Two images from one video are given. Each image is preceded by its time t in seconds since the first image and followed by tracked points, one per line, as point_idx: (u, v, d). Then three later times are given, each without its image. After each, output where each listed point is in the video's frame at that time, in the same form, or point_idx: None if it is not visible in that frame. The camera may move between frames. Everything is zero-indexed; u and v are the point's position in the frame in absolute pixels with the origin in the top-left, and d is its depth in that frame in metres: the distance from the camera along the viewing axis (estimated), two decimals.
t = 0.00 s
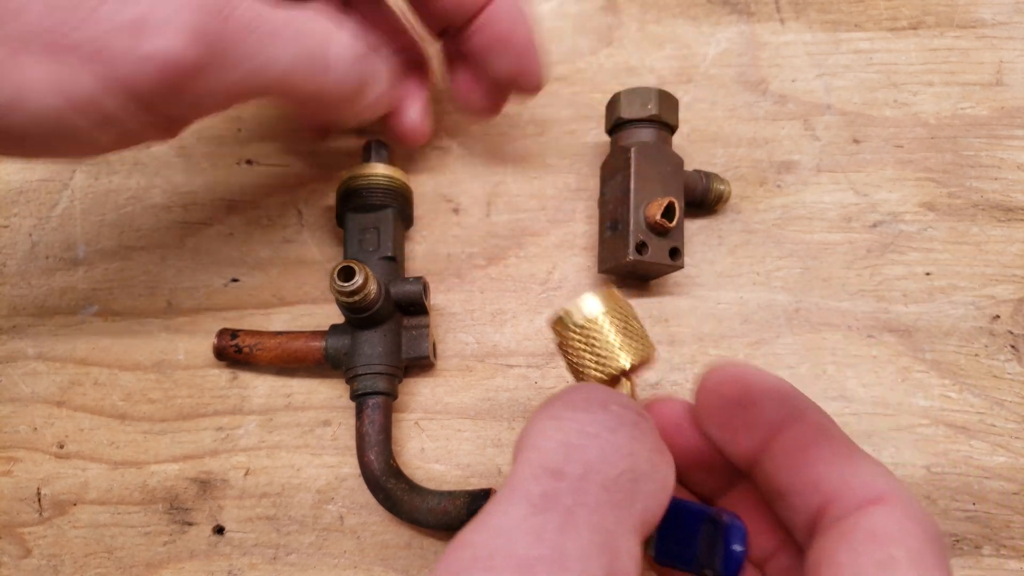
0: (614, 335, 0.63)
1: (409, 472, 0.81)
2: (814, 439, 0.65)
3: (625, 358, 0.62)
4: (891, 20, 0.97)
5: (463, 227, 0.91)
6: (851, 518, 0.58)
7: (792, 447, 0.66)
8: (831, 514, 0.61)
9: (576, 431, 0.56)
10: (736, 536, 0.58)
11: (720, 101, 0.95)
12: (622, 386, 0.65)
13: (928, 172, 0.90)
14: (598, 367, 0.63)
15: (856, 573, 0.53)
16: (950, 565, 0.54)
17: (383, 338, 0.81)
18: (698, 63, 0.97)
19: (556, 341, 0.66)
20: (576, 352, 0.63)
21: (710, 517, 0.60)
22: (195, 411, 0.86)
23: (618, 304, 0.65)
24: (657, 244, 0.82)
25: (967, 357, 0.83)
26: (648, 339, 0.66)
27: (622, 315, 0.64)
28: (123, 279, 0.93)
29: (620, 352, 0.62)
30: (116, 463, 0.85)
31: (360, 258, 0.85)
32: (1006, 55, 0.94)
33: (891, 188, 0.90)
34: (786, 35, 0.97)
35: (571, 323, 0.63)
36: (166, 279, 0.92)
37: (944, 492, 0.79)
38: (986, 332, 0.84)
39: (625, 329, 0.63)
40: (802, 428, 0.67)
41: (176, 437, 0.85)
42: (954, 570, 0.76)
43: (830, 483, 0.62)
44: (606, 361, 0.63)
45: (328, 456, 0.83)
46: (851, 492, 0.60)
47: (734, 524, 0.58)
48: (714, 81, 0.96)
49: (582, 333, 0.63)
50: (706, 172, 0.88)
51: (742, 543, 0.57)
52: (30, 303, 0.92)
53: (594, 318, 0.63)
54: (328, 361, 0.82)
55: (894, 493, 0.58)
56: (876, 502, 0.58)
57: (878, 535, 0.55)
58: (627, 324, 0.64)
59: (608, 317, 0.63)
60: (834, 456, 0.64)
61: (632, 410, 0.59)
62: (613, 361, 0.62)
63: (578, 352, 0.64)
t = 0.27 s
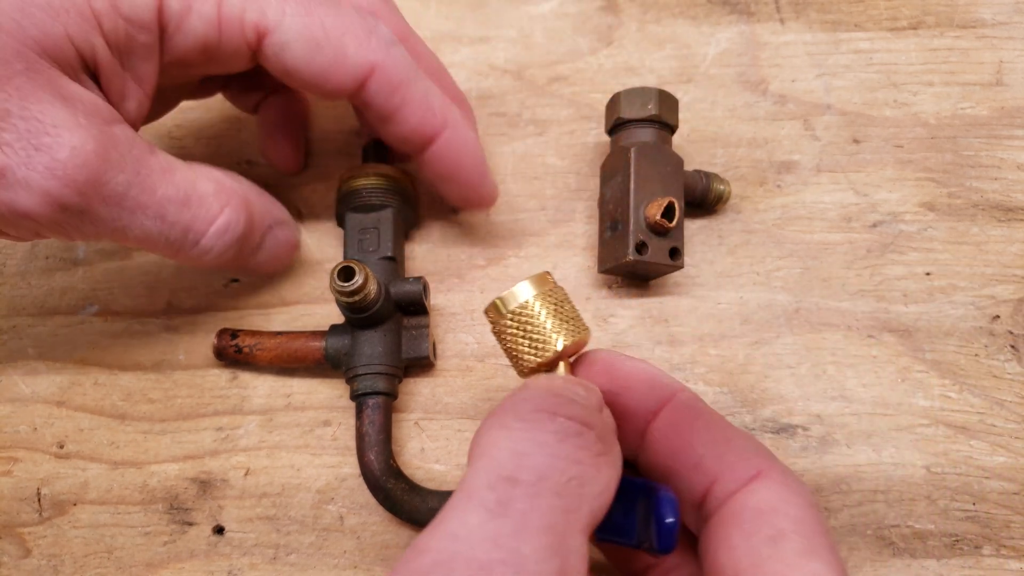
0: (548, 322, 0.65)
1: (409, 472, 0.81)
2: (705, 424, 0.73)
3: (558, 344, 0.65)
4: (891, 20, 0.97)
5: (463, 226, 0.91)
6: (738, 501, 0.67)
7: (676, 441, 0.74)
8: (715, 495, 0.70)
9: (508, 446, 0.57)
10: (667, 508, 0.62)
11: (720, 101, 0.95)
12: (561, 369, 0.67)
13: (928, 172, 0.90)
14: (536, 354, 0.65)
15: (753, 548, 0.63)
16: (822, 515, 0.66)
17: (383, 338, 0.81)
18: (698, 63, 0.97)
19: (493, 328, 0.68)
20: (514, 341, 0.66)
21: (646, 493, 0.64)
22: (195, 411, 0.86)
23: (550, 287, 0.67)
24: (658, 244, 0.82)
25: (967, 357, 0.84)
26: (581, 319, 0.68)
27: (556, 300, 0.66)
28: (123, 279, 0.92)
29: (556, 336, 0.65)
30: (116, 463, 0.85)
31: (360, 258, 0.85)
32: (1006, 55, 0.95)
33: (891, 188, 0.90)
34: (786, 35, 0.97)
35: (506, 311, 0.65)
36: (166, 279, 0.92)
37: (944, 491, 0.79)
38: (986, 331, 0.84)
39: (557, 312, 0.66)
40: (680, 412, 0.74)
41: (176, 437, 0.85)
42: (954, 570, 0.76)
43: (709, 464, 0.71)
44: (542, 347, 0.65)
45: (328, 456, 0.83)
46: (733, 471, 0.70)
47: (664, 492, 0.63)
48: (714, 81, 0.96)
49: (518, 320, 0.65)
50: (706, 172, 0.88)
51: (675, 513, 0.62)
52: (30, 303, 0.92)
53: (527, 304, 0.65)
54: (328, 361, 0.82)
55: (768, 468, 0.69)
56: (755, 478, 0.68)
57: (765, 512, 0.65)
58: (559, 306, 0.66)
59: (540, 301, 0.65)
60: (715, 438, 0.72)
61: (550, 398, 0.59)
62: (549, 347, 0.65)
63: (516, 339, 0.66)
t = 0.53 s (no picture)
0: (541, 348, 0.68)
1: (409, 472, 0.81)
2: (684, 445, 0.72)
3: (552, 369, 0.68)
4: (891, 20, 0.97)
5: (463, 227, 0.91)
6: (717, 524, 0.68)
7: (654, 463, 0.73)
8: (694, 518, 0.70)
9: (511, 494, 0.56)
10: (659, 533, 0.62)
11: (720, 101, 0.95)
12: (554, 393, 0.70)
13: (928, 172, 0.90)
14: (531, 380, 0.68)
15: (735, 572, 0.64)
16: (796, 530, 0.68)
17: (383, 338, 0.81)
18: (698, 63, 0.97)
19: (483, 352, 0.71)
20: (508, 366, 0.69)
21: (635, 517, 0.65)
22: (195, 411, 0.86)
23: (540, 313, 0.70)
24: (658, 244, 0.82)
25: (967, 357, 0.84)
26: (568, 344, 0.72)
27: (547, 325, 0.70)
28: (123, 279, 0.92)
29: (549, 361, 0.68)
30: (116, 463, 0.85)
31: (358, 258, 0.85)
32: (1006, 55, 0.95)
33: (891, 188, 0.90)
34: (786, 35, 0.97)
35: (499, 338, 0.68)
36: (166, 279, 0.92)
37: (944, 492, 0.79)
38: (986, 331, 0.84)
39: (549, 338, 0.69)
40: (659, 434, 0.73)
41: (176, 436, 0.85)
42: (955, 570, 0.76)
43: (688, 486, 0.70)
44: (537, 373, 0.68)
45: (328, 456, 0.83)
46: (711, 493, 0.69)
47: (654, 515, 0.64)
48: (714, 81, 0.96)
49: (511, 347, 0.68)
50: (706, 172, 0.88)
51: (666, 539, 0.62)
52: (30, 303, 0.92)
53: (520, 331, 0.68)
54: (328, 361, 0.82)
55: (745, 488, 0.69)
56: (732, 500, 0.68)
57: (744, 534, 0.66)
58: (550, 333, 0.70)
59: (531, 327, 0.69)
60: (693, 459, 0.71)
61: (536, 443, 0.58)
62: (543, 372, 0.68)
63: (508, 366, 0.69)
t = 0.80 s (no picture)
0: (569, 352, 0.69)
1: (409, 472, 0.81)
2: (713, 464, 0.72)
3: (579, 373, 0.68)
4: (891, 20, 0.97)
5: (463, 226, 0.91)
6: (744, 548, 0.68)
7: (684, 482, 0.73)
8: (721, 539, 0.70)
9: (554, 535, 0.57)
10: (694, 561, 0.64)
11: (720, 101, 0.95)
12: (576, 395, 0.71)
13: (928, 172, 0.90)
14: (554, 382, 0.68)
15: None
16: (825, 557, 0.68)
17: (414, 320, 0.81)
18: (698, 63, 0.97)
19: (505, 352, 0.71)
20: (532, 368, 0.69)
21: (668, 545, 0.68)
22: (195, 411, 0.86)
23: (569, 318, 0.70)
24: (658, 244, 0.82)
25: (968, 357, 0.84)
26: (597, 351, 0.71)
27: (576, 329, 0.70)
28: (123, 279, 0.92)
29: (575, 365, 0.68)
30: (116, 463, 0.85)
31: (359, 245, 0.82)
32: (1006, 55, 0.95)
33: (891, 188, 0.90)
34: (786, 35, 0.97)
35: (524, 339, 0.68)
36: (166, 279, 0.92)
37: (944, 492, 0.79)
38: (986, 331, 0.84)
39: (577, 343, 0.69)
40: (690, 453, 0.73)
41: (176, 436, 0.85)
42: (954, 570, 0.76)
43: (716, 509, 0.70)
44: (560, 376, 0.68)
45: (328, 456, 0.83)
46: (738, 514, 0.70)
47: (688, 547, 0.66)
48: (715, 81, 0.96)
49: (536, 348, 0.68)
50: (706, 172, 0.88)
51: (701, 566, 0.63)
52: (29, 303, 0.92)
53: (547, 333, 0.68)
54: (361, 355, 0.80)
55: (775, 511, 0.69)
56: (763, 525, 0.68)
57: (773, 561, 0.66)
58: (578, 337, 0.70)
59: (559, 330, 0.69)
60: (722, 480, 0.71)
61: (581, 485, 0.59)
62: (568, 376, 0.68)
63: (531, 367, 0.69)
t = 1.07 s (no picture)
0: (605, 362, 0.65)
1: (409, 472, 0.81)
2: (749, 478, 0.72)
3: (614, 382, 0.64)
4: (891, 20, 0.97)
5: (464, 226, 0.91)
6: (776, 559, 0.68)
7: (717, 493, 0.73)
8: (752, 550, 0.70)
9: (573, 556, 0.55)
10: None
11: (720, 101, 0.95)
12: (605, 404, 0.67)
13: (928, 172, 0.90)
14: (585, 392, 0.65)
15: None
16: None
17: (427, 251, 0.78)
18: (698, 63, 0.97)
19: (534, 353, 0.67)
20: (564, 377, 0.65)
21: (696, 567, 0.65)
22: (195, 411, 0.86)
23: (603, 324, 0.66)
24: (659, 244, 0.82)
25: (968, 357, 0.84)
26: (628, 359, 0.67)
27: (609, 335, 0.66)
28: (123, 279, 0.92)
29: (609, 377, 0.65)
30: (116, 463, 0.85)
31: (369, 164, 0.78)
32: (1006, 55, 0.94)
33: (891, 188, 0.90)
34: (786, 35, 0.97)
35: (557, 347, 0.64)
36: (166, 279, 0.92)
37: (944, 492, 0.79)
38: (986, 331, 0.84)
39: (612, 352, 0.65)
40: (725, 466, 0.73)
41: (176, 437, 0.85)
42: (954, 570, 0.76)
43: (750, 521, 0.70)
44: (592, 385, 0.65)
45: (328, 456, 0.83)
46: (771, 528, 0.69)
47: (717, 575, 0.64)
48: (714, 81, 0.96)
49: (569, 356, 0.64)
50: (706, 172, 0.88)
51: None
52: (29, 303, 0.92)
53: (581, 342, 0.64)
54: (369, 278, 0.78)
55: (809, 527, 0.69)
56: (796, 539, 0.68)
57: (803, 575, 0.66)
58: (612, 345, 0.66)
59: (593, 338, 0.64)
60: (757, 495, 0.71)
61: (609, 506, 0.57)
62: (600, 386, 0.64)
63: (563, 375, 0.65)
